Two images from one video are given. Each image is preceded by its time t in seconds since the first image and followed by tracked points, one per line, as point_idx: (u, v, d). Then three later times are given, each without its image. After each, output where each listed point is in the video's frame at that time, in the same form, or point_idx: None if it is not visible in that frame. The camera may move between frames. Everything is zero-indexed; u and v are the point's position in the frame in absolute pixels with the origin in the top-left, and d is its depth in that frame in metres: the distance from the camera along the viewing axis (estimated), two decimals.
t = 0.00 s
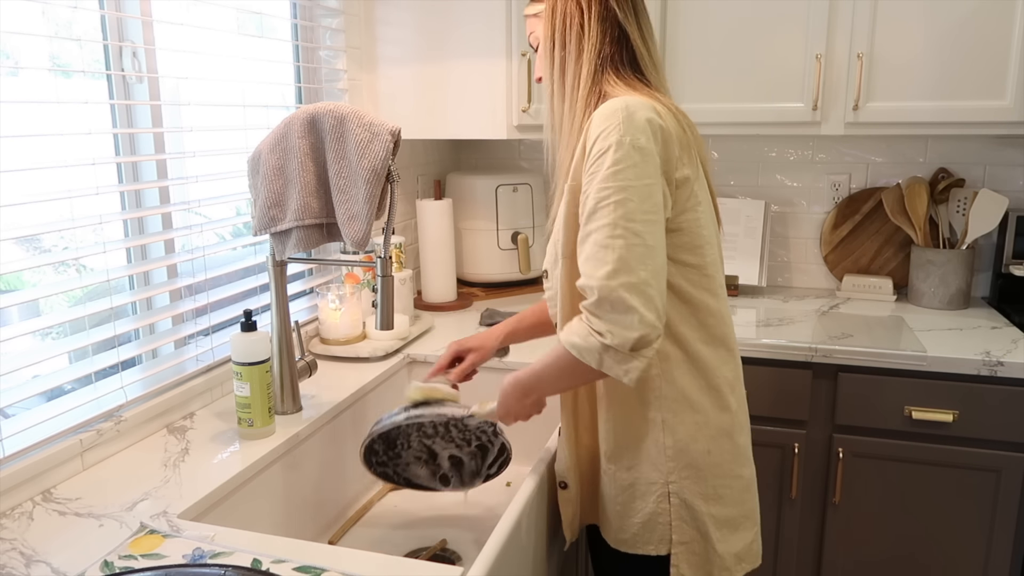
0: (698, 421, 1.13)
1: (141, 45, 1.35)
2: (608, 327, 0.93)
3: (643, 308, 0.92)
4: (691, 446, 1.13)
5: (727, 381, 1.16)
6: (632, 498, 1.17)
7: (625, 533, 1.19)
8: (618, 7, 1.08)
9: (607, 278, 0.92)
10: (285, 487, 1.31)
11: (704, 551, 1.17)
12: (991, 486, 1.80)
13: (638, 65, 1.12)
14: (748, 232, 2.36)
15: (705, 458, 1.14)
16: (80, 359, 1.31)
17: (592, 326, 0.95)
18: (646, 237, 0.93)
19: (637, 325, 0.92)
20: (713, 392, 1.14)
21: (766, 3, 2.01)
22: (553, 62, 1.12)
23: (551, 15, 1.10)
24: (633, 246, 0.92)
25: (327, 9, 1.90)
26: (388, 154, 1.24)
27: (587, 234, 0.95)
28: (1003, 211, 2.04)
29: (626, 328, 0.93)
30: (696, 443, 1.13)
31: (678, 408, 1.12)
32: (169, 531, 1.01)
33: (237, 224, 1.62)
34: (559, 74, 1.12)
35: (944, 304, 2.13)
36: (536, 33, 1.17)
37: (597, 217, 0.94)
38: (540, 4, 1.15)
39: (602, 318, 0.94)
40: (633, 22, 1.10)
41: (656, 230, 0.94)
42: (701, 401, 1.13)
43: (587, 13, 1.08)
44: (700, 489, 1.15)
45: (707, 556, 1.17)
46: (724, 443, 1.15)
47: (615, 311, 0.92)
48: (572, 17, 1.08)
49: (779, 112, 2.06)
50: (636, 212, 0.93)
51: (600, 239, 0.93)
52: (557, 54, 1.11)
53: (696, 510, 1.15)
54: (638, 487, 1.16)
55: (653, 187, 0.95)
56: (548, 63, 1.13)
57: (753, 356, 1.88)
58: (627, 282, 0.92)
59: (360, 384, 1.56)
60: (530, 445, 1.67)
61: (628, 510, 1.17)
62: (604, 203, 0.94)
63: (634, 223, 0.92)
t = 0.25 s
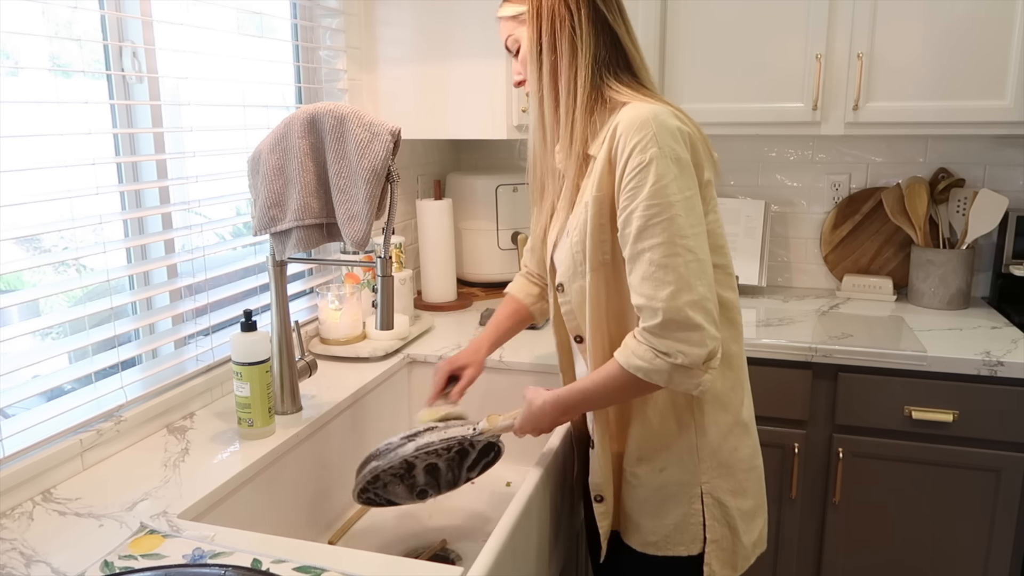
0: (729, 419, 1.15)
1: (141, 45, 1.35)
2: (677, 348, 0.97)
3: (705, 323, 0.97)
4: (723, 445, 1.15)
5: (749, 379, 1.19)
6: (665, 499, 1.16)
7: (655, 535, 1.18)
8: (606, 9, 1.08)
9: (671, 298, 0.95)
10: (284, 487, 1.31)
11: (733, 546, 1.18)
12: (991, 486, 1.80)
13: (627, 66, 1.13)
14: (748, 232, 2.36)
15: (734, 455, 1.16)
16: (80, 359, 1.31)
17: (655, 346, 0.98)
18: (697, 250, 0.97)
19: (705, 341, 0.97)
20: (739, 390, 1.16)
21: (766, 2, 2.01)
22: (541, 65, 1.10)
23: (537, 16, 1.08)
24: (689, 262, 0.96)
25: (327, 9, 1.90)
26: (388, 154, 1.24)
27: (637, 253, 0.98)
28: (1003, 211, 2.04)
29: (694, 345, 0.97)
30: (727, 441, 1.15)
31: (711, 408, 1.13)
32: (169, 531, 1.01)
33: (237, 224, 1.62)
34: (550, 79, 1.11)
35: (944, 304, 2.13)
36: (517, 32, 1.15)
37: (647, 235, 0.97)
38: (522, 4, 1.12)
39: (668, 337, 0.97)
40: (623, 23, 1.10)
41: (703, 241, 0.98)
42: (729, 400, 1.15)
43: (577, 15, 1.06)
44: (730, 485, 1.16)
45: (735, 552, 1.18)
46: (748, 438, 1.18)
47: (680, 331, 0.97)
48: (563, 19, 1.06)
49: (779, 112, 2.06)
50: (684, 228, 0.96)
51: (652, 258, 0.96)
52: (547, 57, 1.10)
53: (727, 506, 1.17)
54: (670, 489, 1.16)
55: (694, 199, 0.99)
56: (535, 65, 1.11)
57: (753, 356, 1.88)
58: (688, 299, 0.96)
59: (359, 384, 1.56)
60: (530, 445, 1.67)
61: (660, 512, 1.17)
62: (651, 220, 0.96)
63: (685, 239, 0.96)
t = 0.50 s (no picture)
0: (730, 420, 1.15)
1: (141, 45, 1.35)
2: (688, 355, 0.98)
3: (715, 329, 0.99)
4: (724, 446, 1.14)
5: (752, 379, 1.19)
6: (666, 498, 1.16)
7: (658, 535, 1.17)
8: (600, 11, 1.08)
9: (682, 306, 0.96)
10: (284, 487, 1.31)
11: (736, 545, 1.18)
12: (991, 487, 1.80)
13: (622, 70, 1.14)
14: (748, 232, 2.36)
15: (736, 456, 1.15)
16: (80, 359, 1.31)
17: (666, 353, 0.99)
18: (704, 259, 0.97)
19: (715, 345, 0.99)
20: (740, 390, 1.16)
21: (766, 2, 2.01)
22: (537, 74, 1.09)
23: (533, 24, 1.07)
24: (698, 269, 0.97)
25: (327, 9, 1.90)
26: (388, 154, 1.24)
27: (647, 261, 0.98)
28: (1003, 211, 2.04)
29: (704, 350, 0.98)
30: (728, 441, 1.15)
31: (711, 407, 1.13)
32: (169, 531, 1.01)
33: (237, 224, 1.62)
34: (546, 86, 1.09)
35: (944, 304, 2.13)
36: (510, 40, 1.13)
37: (654, 244, 0.97)
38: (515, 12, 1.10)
39: (678, 345, 0.98)
40: (618, 27, 1.11)
41: (709, 248, 0.98)
42: (730, 400, 1.15)
43: (574, 20, 1.06)
44: (732, 485, 1.16)
45: (739, 552, 1.18)
46: (750, 439, 1.17)
47: (690, 337, 0.97)
48: (559, 24, 1.06)
49: (779, 112, 2.06)
50: (693, 236, 0.97)
51: (662, 267, 0.97)
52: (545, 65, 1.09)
53: (729, 507, 1.16)
54: (672, 489, 1.16)
55: (701, 205, 0.99)
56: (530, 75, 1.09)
57: (753, 356, 1.88)
58: (698, 306, 0.97)
59: (360, 384, 1.56)
60: (530, 445, 1.67)
61: (662, 513, 1.16)
62: (656, 229, 0.97)
63: (694, 247, 0.97)
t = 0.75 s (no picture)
0: (724, 424, 1.14)
1: (141, 46, 1.35)
2: (652, 356, 1.00)
3: (679, 334, 0.99)
4: (718, 449, 1.14)
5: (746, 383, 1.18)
6: (661, 502, 1.16)
7: (652, 537, 1.17)
8: (599, 13, 1.08)
9: (646, 311, 0.97)
10: (284, 487, 1.31)
11: (732, 549, 1.18)
12: (991, 487, 1.80)
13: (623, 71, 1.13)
14: (748, 232, 2.36)
15: (729, 458, 1.15)
16: (80, 359, 1.31)
17: (632, 353, 1.00)
18: (677, 265, 0.97)
19: (678, 350, 0.99)
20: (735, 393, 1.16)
21: (766, 2, 2.01)
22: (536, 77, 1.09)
23: (532, 27, 1.07)
24: (666, 275, 0.97)
25: (327, 9, 1.90)
26: (388, 154, 1.24)
27: (621, 263, 0.99)
28: (1003, 212, 2.04)
29: (669, 353, 0.99)
30: (722, 444, 1.14)
31: (704, 411, 1.13)
32: (169, 531, 1.01)
33: (237, 224, 1.62)
34: (546, 86, 1.09)
35: (944, 304, 2.13)
36: (511, 42, 1.13)
37: (629, 248, 0.98)
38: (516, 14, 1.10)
39: (644, 348, 0.99)
40: (616, 29, 1.10)
41: (685, 254, 0.98)
42: (724, 404, 1.14)
43: (573, 23, 1.06)
44: (726, 488, 1.16)
45: (735, 556, 1.18)
46: (744, 442, 1.17)
47: (654, 341, 0.99)
48: (557, 26, 1.06)
49: (779, 112, 2.06)
50: (666, 242, 0.97)
51: (633, 271, 0.97)
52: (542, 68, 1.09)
53: (724, 509, 1.16)
54: (666, 492, 1.15)
55: (680, 211, 0.98)
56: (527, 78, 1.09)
57: (753, 356, 1.88)
58: (661, 313, 0.97)
59: (360, 384, 1.56)
60: (530, 445, 1.67)
61: (656, 516, 1.16)
62: (632, 232, 0.97)
63: (665, 253, 0.97)
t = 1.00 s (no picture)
0: (721, 424, 1.14)
1: (141, 46, 1.35)
2: (647, 350, 0.99)
3: (675, 329, 0.99)
4: (714, 449, 1.14)
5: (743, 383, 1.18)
6: (656, 502, 1.16)
7: (647, 537, 1.17)
8: (599, 12, 1.08)
9: (642, 304, 0.97)
10: (284, 487, 1.31)
11: (727, 550, 1.18)
12: (991, 487, 1.80)
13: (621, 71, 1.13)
14: (748, 232, 2.36)
15: (725, 459, 1.15)
16: (80, 359, 1.31)
17: (628, 346, 1.00)
18: (674, 260, 0.97)
19: (675, 346, 0.99)
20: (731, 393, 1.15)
21: (766, 2, 2.01)
22: (536, 76, 1.10)
23: (532, 25, 1.07)
24: (664, 269, 0.97)
25: (327, 9, 1.90)
26: (388, 154, 1.24)
27: (618, 256, 0.99)
28: (1003, 211, 2.04)
29: (664, 348, 0.99)
30: (718, 445, 1.14)
31: (700, 411, 1.13)
32: (169, 531, 1.01)
33: (237, 224, 1.62)
34: (546, 84, 1.10)
35: (944, 304, 2.13)
36: (509, 41, 1.13)
37: (626, 240, 0.98)
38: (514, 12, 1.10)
39: (639, 341, 0.99)
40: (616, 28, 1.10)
41: (680, 249, 0.98)
42: (720, 405, 1.14)
43: (572, 21, 1.06)
44: (722, 489, 1.16)
45: (730, 557, 1.18)
46: (740, 443, 1.17)
47: (651, 335, 0.98)
48: (558, 25, 1.06)
49: (779, 112, 2.06)
50: (664, 235, 0.97)
51: (631, 264, 0.97)
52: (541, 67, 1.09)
53: (719, 510, 1.16)
54: (661, 493, 1.15)
55: (677, 205, 0.98)
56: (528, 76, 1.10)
57: (754, 356, 1.88)
58: (659, 306, 0.97)
59: (360, 384, 1.56)
60: (530, 445, 1.67)
61: (651, 516, 1.16)
62: (630, 226, 0.97)
63: (662, 247, 0.97)
